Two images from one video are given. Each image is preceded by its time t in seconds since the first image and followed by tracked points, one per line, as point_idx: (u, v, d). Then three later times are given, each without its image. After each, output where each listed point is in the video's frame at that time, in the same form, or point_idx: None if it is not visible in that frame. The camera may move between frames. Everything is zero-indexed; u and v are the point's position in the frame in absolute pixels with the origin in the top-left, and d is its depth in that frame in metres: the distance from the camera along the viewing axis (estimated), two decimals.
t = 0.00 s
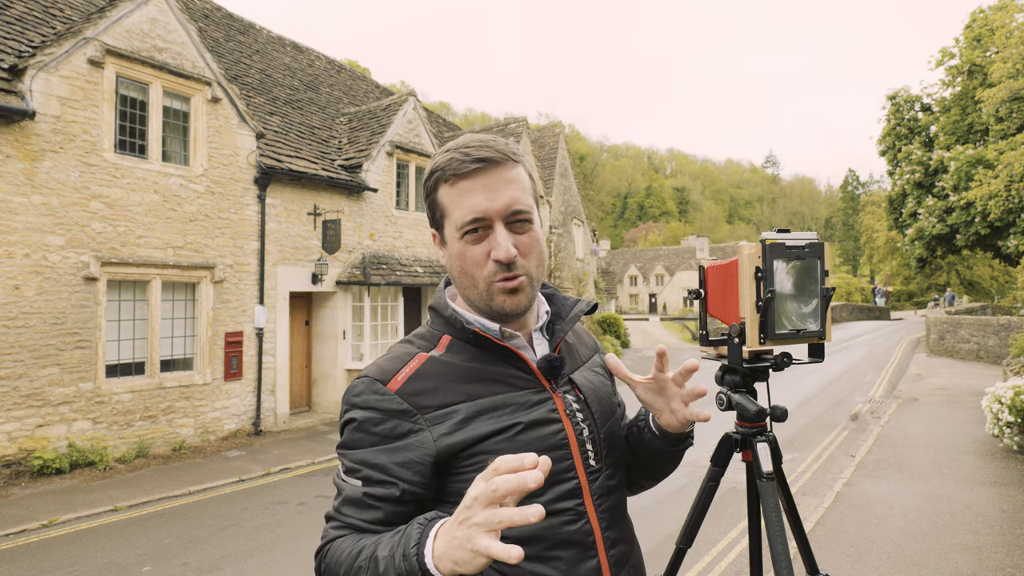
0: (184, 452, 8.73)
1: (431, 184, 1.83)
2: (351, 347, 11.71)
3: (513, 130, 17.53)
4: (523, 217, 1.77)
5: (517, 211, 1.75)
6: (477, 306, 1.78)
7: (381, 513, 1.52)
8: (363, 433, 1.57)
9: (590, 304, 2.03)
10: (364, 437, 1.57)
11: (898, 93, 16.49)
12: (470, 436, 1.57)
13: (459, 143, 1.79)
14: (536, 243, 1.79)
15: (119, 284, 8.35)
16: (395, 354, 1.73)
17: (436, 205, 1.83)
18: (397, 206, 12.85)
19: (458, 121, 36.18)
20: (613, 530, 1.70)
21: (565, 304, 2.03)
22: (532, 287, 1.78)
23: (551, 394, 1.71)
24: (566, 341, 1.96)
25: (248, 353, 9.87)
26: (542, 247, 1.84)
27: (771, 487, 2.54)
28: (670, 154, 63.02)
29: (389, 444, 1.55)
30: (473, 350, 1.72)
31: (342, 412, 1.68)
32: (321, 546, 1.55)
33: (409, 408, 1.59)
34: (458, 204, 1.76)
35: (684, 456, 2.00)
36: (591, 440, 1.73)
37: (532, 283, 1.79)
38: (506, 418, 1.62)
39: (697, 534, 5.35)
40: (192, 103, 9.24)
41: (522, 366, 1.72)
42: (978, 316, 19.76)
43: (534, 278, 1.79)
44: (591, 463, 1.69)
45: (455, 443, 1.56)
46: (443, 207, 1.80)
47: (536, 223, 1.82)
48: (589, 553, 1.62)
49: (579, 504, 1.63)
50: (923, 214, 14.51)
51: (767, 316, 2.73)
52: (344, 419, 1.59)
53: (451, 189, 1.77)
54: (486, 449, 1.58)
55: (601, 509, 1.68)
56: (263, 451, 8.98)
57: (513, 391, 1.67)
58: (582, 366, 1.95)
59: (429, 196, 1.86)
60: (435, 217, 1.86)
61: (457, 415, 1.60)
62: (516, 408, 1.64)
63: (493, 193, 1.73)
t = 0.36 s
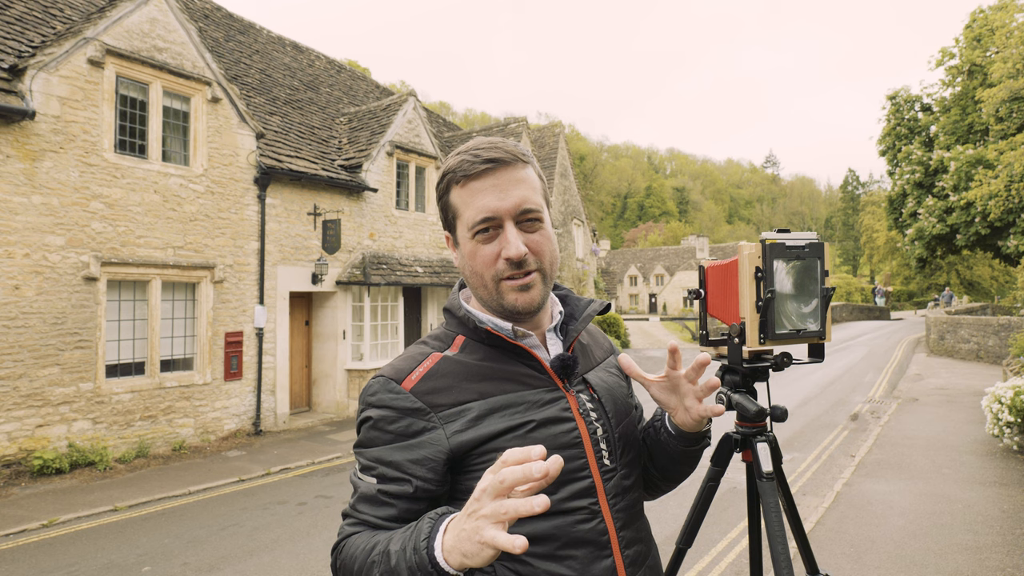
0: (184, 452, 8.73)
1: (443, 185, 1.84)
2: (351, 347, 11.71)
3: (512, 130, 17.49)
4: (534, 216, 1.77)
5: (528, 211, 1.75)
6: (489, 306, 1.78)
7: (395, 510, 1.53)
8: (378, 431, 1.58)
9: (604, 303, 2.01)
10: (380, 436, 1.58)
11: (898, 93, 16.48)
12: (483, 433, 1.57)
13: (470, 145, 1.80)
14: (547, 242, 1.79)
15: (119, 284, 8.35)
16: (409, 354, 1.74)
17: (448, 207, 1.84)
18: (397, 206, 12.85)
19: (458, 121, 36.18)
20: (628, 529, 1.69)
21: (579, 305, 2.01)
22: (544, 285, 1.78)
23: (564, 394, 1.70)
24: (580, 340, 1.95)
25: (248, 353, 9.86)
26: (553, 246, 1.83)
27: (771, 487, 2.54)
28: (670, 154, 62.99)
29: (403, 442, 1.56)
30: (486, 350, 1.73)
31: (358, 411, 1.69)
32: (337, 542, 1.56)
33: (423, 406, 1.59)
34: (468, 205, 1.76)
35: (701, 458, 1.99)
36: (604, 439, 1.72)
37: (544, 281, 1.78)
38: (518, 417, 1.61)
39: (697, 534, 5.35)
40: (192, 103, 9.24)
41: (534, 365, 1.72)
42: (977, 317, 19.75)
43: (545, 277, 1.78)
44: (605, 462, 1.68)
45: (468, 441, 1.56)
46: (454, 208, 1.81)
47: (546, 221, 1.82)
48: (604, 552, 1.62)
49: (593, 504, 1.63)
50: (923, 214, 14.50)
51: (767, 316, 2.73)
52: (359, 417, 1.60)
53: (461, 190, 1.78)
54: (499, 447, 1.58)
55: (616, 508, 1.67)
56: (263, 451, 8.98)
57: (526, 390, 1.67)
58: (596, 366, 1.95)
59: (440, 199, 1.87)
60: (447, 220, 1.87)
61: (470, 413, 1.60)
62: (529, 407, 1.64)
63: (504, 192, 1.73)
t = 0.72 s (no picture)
0: (184, 452, 8.73)
1: (452, 184, 1.84)
2: (351, 347, 11.71)
3: (513, 130, 17.46)
4: (541, 216, 1.78)
5: (537, 211, 1.75)
6: (496, 305, 1.78)
7: (397, 502, 1.53)
8: (381, 423, 1.58)
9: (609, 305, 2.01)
10: (383, 429, 1.58)
11: (898, 93, 16.47)
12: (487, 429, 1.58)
13: (480, 144, 1.80)
14: (555, 242, 1.79)
15: (119, 283, 8.35)
16: (415, 349, 1.74)
17: (456, 206, 1.84)
18: (397, 205, 12.84)
19: (458, 121, 36.17)
20: (628, 530, 1.69)
21: (584, 307, 2.00)
22: (550, 285, 1.77)
23: (568, 394, 1.70)
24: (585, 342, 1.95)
25: (248, 353, 9.86)
26: (561, 246, 1.83)
27: (771, 487, 2.54)
28: (670, 154, 62.97)
29: (407, 436, 1.56)
30: (491, 348, 1.72)
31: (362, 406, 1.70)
32: (339, 535, 1.56)
33: (427, 401, 1.60)
34: (477, 203, 1.76)
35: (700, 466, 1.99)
36: (607, 439, 1.72)
37: (551, 281, 1.78)
38: (522, 415, 1.62)
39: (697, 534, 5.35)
40: (192, 103, 9.24)
41: (539, 364, 1.72)
42: (977, 317, 19.74)
43: (552, 277, 1.78)
44: (607, 464, 1.68)
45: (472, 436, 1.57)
46: (463, 207, 1.81)
47: (554, 222, 1.82)
48: (603, 553, 1.62)
49: (594, 505, 1.63)
50: (923, 214, 14.50)
51: (767, 317, 2.73)
52: (363, 411, 1.60)
53: (471, 189, 1.77)
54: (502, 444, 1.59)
55: (617, 509, 1.67)
56: (263, 451, 8.98)
57: (529, 389, 1.67)
58: (600, 368, 1.94)
59: (450, 197, 1.87)
60: (455, 219, 1.87)
61: (473, 408, 1.60)
62: (532, 405, 1.65)
63: (513, 192, 1.73)
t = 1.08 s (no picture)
0: (184, 452, 8.73)
1: (452, 181, 1.84)
2: (351, 347, 11.71)
3: (513, 130, 17.45)
4: (543, 215, 1.78)
5: (538, 209, 1.76)
6: (495, 304, 1.78)
7: (393, 502, 1.53)
8: (378, 426, 1.59)
9: (608, 306, 2.00)
10: (380, 429, 1.58)
11: (898, 93, 16.47)
12: (483, 430, 1.57)
13: (482, 142, 1.80)
14: (555, 241, 1.79)
15: (119, 283, 8.35)
16: (413, 348, 1.74)
17: (457, 203, 1.84)
18: (397, 205, 12.84)
19: (458, 121, 36.17)
20: (623, 531, 1.69)
21: (582, 307, 2.00)
22: (551, 285, 1.77)
23: (565, 396, 1.70)
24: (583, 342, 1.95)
25: (248, 353, 9.86)
26: (561, 245, 1.84)
27: (771, 487, 2.54)
28: (669, 154, 62.94)
29: (403, 436, 1.56)
30: (489, 349, 1.72)
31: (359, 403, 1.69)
32: (334, 534, 1.56)
33: (424, 401, 1.59)
34: (478, 201, 1.76)
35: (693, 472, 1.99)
36: (602, 440, 1.72)
37: (552, 280, 1.78)
38: (519, 416, 1.62)
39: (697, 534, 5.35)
40: (192, 103, 9.24)
41: (536, 365, 1.72)
42: (977, 316, 19.75)
43: (553, 276, 1.78)
44: (603, 465, 1.68)
45: (468, 438, 1.56)
46: (463, 205, 1.81)
47: (555, 221, 1.82)
48: (598, 555, 1.62)
49: (589, 506, 1.63)
50: (923, 214, 14.50)
51: (767, 316, 2.73)
52: (360, 410, 1.60)
53: (472, 186, 1.77)
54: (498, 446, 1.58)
55: (611, 510, 1.67)
56: (263, 451, 8.98)
57: (526, 390, 1.67)
58: (598, 368, 1.94)
59: (449, 195, 1.87)
60: (455, 216, 1.86)
61: (470, 409, 1.60)
62: (529, 406, 1.64)
63: (515, 190, 1.73)
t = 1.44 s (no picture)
0: (184, 452, 8.72)
1: (450, 176, 1.84)
2: (351, 347, 11.71)
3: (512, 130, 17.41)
4: (540, 212, 1.78)
5: (536, 206, 1.76)
6: (490, 299, 1.78)
7: (384, 502, 1.52)
8: (372, 426, 1.59)
9: (602, 306, 2.01)
10: (374, 429, 1.59)
11: (898, 93, 16.47)
12: (475, 431, 1.58)
13: (480, 139, 1.81)
14: (552, 238, 1.79)
15: (119, 284, 8.35)
16: (406, 348, 1.75)
17: (454, 199, 1.84)
18: (397, 205, 12.84)
19: (458, 121, 36.16)
20: (615, 531, 1.69)
21: (576, 307, 2.00)
22: (547, 282, 1.77)
23: (558, 396, 1.70)
24: (577, 342, 1.95)
25: (248, 353, 9.86)
26: (557, 243, 1.84)
27: (771, 487, 2.54)
28: (669, 154, 62.91)
29: (396, 436, 1.56)
30: (482, 349, 1.72)
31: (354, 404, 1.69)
32: (327, 535, 1.55)
33: (416, 402, 1.60)
34: (476, 197, 1.76)
35: (692, 464, 1.98)
36: (595, 439, 1.72)
37: (548, 277, 1.78)
38: (510, 417, 1.62)
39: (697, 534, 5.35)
40: (192, 103, 9.24)
41: (529, 365, 1.72)
42: (977, 316, 19.74)
43: (549, 273, 1.78)
44: (595, 465, 1.68)
45: (461, 437, 1.57)
46: (460, 200, 1.81)
47: (552, 219, 1.83)
48: (590, 554, 1.62)
49: (581, 505, 1.63)
50: (923, 214, 14.50)
51: (767, 316, 2.73)
52: (354, 410, 1.60)
53: (470, 182, 1.77)
54: (490, 445, 1.58)
55: (603, 510, 1.67)
56: (263, 451, 8.97)
57: (519, 390, 1.67)
58: (592, 368, 1.94)
59: (447, 190, 1.87)
60: (452, 212, 1.87)
61: (462, 410, 1.60)
62: (521, 407, 1.64)
63: (513, 186, 1.73)
